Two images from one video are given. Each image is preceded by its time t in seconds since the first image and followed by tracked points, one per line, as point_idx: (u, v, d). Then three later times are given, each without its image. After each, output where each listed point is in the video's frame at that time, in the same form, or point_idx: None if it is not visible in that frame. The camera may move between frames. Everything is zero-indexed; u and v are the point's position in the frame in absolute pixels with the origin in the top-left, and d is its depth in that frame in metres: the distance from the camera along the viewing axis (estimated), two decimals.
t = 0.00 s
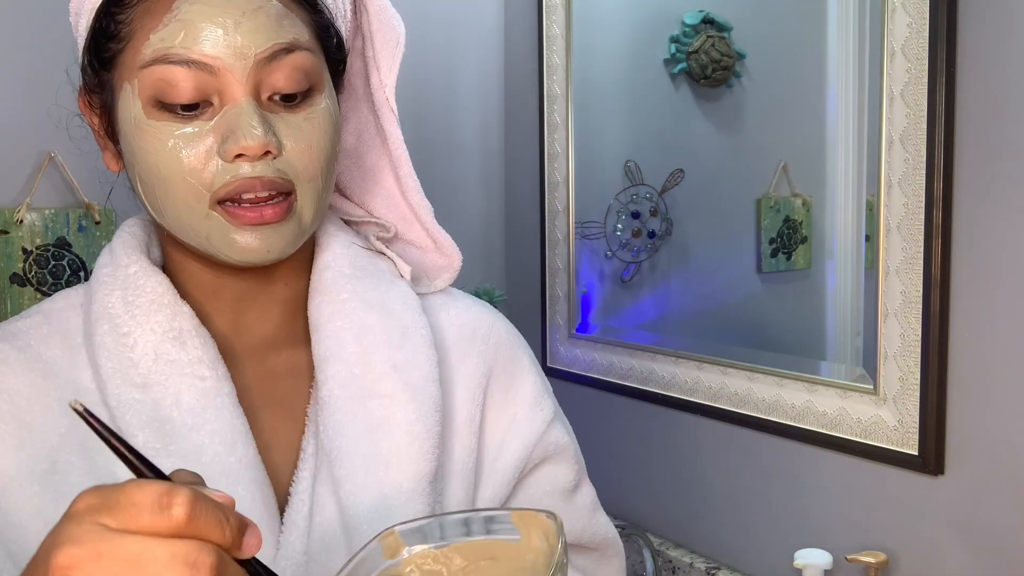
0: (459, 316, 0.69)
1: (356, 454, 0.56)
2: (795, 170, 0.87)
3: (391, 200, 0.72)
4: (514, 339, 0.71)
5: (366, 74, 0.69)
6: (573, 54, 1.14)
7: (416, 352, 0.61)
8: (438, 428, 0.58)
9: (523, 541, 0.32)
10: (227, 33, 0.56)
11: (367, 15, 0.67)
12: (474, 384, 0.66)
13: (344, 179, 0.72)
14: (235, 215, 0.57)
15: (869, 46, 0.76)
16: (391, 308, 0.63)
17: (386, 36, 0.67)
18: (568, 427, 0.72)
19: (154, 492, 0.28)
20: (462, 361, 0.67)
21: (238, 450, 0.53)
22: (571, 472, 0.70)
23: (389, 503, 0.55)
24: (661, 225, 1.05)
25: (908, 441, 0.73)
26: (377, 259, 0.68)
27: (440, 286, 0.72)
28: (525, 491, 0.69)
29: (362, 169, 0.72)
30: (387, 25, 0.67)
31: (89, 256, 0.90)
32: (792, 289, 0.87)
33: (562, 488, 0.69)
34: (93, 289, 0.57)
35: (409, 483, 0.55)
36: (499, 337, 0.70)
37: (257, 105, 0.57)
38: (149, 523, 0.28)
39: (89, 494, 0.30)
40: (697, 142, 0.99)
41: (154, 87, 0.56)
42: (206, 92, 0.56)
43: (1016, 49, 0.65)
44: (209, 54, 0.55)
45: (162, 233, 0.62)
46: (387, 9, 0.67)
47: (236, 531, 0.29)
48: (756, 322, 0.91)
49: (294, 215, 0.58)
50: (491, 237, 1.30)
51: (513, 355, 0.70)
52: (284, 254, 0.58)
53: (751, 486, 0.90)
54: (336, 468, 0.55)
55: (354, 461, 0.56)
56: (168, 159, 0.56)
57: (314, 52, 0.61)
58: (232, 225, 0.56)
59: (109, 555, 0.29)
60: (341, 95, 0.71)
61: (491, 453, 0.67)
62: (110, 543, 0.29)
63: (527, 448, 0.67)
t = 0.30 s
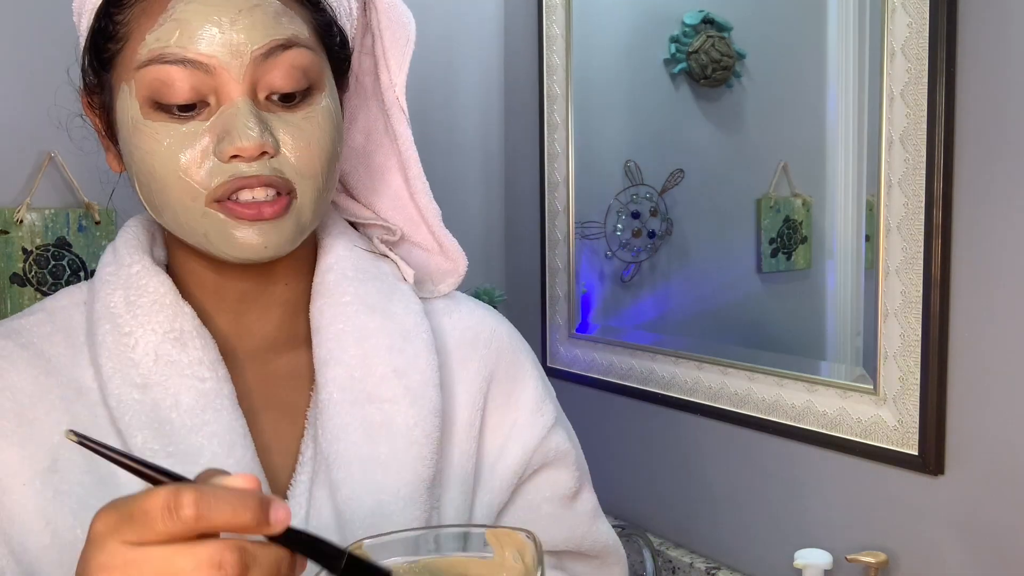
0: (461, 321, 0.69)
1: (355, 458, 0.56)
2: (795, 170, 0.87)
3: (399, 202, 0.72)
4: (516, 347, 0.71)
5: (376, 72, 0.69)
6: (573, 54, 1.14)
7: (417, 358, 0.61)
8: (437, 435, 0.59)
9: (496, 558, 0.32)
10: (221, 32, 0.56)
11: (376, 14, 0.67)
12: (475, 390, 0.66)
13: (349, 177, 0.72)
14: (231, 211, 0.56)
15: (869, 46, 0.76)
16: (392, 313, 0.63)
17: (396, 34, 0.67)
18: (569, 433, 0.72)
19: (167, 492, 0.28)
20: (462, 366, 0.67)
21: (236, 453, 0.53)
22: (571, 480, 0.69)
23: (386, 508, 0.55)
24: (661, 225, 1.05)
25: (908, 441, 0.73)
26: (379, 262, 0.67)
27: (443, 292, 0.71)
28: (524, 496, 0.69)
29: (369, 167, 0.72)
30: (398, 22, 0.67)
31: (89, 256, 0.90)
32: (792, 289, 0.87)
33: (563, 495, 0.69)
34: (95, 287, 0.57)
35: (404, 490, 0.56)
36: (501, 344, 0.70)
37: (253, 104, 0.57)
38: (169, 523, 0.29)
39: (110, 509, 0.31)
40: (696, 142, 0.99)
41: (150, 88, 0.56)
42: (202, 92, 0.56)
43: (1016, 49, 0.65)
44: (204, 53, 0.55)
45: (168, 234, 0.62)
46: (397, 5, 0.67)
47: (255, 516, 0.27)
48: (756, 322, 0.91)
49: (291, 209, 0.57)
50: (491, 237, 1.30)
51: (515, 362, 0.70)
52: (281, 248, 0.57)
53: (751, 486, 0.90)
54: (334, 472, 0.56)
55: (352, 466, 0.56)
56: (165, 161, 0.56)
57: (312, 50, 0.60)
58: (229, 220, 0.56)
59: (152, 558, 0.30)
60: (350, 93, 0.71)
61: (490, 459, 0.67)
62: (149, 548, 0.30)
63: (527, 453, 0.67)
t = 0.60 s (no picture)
0: (461, 321, 0.69)
1: (355, 456, 0.56)
2: (795, 170, 0.87)
3: (398, 197, 0.72)
4: (514, 345, 0.71)
5: (376, 67, 0.69)
6: (573, 54, 1.14)
7: (417, 356, 0.61)
8: (438, 433, 0.58)
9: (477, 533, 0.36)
10: (220, 36, 0.56)
11: (374, 9, 0.67)
12: (473, 389, 0.66)
13: (349, 171, 0.72)
14: (233, 217, 0.56)
15: (869, 46, 0.76)
16: (393, 312, 0.63)
17: (396, 28, 0.67)
18: (566, 431, 0.72)
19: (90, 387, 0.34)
20: (462, 365, 0.67)
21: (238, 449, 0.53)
22: (568, 477, 0.70)
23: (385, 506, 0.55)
24: (661, 226, 1.05)
25: (908, 441, 0.73)
26: (379, 262, 0.68)
27: (441, 290, 0.72)
28: (524, 494, 0.68)
29: (368, 162, 0.72)
30: (398, 17, 0.67)
31: (89, 256, 0.90)
32: (792, 289, 0.87)
33: (560, 492, 0.69)
34: (95, 285, 0.57)
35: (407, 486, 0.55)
36: (500, 342, 0.70)
37: (252, 109, 0.57)
38: (92, 411, 0.34)
39: (51, 429, 0.36)
40: (697, 142, 0.99)
41: (148, 92, 0.56)
42: (201, 97, 0.56)
43: (1016, 49, 0.65)
44: (201, 56, 0.55)
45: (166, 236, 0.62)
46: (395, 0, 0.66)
47: (172, 395, 0.34)
48: (756, 322, 0.91)
49: (290, 214, 0.58)
50: (491, 237, 1.30)
51: (513, 360, 0.70)
52: (280, 254, 0.57)
53: (751, 486, 0.90)
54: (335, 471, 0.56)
55: (352, 463, 0.56)
56: (166, 165, 0.56)
57: (311, 52, 0.60)
58: (232, 226, 0.56)
59: (81, 456, 0.34)
60: (350, 87, 0.71)
61: (489, 457, 0.66)
62: (77, 446, 0.34)
63: (525, 451, 0.67)
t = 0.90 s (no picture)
0: (459, 321, 0.69)
1: (349, 457, 0.56)
2: (795, 170, 0.87)
3: (398, 198, 0.72)
4: (513, 347, 0.71)
5: (373, 67, 0.69)
6: (573, 53, 1.14)
7: (414, 357, 0.61)
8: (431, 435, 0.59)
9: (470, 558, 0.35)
10: (218, 43, 0.56)
11: (372, 9, 0.67)
12: (470, 390, 0.66)
13: (350, 173, 0.72)
14: (235, 233, 0.57)
15: (869, 47, 0.76)
16: (390, 313, 0.63)
17: (394, 30, 0.67)
18: (564, 433, 0.72)
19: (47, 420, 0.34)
20: (459, 366, 0.67)
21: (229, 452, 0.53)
22: (565, 479, 0.70)
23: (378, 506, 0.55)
24: (661, 226, 1.05)
25: (908, 441, 0.73)
26: (380, 265, 0.67)
27: (441, 291, 0.72)
28: (519, 497, 0.68)
29: (368, 164, 0.72)
30: (393, 18, 0.66)
31: (89, 256, 0.90)
32: (792, 289, 0.87)
33: (556, 494, 0.69)
34: (94, 289, 0.57)
35: (399, 488, 0.55)
36: (498, 343, 0.70)
37: (252, 117, 0.57)
38: (53, 446, 0.34)
39: (17, 462, 0.36)
40: (697, 142, 0.99)
41: (149, 102, 0.56)
42: (201, 106, 0.56)
43: (1016, 48, 0.65)
44: (200, 64, 0.55)
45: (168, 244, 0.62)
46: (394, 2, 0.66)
47: (130, 423, 0.34)
48: (756, 322, 0.91)
49: (293, 228, 0.58)
50: (491, 237, 1.30)
51: (511, 361, 0.70)
52: (285, 269, 0.58)
53: (751, 486, 0.90)
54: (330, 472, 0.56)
55: (346, 464, 0.56)
56: (167, 176, 0.56)
57: (310, 59, 0.60)
58: (233, 243, 0.56)
59: (45, 492, 0.34)
60: (349, 88, 0.71)
61: (486, 458, 0.66)
62: (40, 483, 0.35)
63: (521, 452, 0.67)
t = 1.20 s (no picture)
0: (460, 322, 0.69)
1: (348, 457, 0.56)
2: (795, 170, 0.87)
3: (401, 203, 0.72)
4: (513, 348, 0.71)
5: (380, 74, 0.69)
6: (573, 53, 1.14)
7: (414, 358, 0.61)
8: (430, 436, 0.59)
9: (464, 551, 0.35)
10: (227, 43, 0.56)
11: (381, 14, 0.67)
12: (470, 391, 0.66)
13: (353, 177, 0.72)
14: (234, 224, 0.56)
15: (869, 47, 0.76)
16: (391, 314, 0.63)
17: (401, 37, 0.67)
18: (563, 434, 0.72)
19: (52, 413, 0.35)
20: (459, 367, 0.67)
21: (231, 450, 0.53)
22: (565, 481, 0.69)
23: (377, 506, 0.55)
24: (661, 226, 1.05)
25: (908, 441, 0.73)
26: (381, 266, 0.67)
27: (442, 295, 0.71)
28: (517, 498, 0.68)
29: (372, 168, 0.72)
30: (403, 26, 0.67)
31: (89, 256, 0.90)
32: (792, 289, 0.87)
33: (555, 495, 0.69)
34: (96, 287, 0.57)
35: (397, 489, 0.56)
36: (499, 344, 0.70)
37: (258, 116, 0.57)
38: (57, 438, 0.34)
39: (20, 454, 0.36)
40: (697, 143, 0.99)
41: (156, 98, 0.56)
42: (208, 103, 0.56)
43: (1016, 48, 0.65)
44: (209, 63, 0.55)
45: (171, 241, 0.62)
46: (402, 8, 0.66)
47: (133, 416, 0.34)
48: (756, 322, 0.91)
49: (293, 222, 0.57)
50: (491, 237, 1.30)
51: (511, 362, 0.70)
52: (283, 261, 0.57)
53: (751, 486, 0.90)
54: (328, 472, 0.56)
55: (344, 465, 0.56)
56: (171, 172, 0.56)
57: (317, 61, 0.60)
58: (232, 234, 0.56)
59: (48, 485, 0.34)
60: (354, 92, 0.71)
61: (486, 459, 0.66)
62: (44, 475, 0.35)
63: (521, 453, 0.67)
